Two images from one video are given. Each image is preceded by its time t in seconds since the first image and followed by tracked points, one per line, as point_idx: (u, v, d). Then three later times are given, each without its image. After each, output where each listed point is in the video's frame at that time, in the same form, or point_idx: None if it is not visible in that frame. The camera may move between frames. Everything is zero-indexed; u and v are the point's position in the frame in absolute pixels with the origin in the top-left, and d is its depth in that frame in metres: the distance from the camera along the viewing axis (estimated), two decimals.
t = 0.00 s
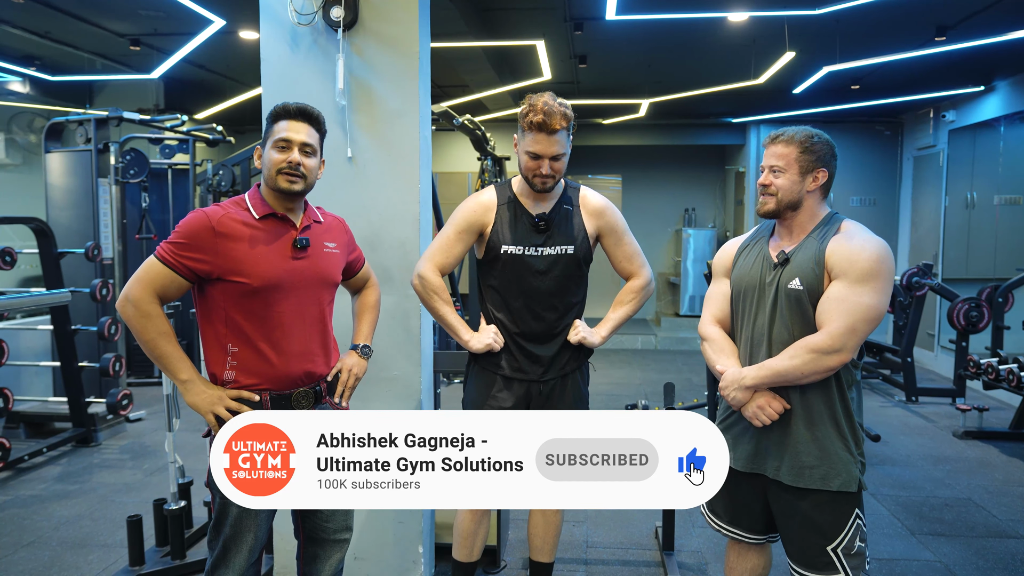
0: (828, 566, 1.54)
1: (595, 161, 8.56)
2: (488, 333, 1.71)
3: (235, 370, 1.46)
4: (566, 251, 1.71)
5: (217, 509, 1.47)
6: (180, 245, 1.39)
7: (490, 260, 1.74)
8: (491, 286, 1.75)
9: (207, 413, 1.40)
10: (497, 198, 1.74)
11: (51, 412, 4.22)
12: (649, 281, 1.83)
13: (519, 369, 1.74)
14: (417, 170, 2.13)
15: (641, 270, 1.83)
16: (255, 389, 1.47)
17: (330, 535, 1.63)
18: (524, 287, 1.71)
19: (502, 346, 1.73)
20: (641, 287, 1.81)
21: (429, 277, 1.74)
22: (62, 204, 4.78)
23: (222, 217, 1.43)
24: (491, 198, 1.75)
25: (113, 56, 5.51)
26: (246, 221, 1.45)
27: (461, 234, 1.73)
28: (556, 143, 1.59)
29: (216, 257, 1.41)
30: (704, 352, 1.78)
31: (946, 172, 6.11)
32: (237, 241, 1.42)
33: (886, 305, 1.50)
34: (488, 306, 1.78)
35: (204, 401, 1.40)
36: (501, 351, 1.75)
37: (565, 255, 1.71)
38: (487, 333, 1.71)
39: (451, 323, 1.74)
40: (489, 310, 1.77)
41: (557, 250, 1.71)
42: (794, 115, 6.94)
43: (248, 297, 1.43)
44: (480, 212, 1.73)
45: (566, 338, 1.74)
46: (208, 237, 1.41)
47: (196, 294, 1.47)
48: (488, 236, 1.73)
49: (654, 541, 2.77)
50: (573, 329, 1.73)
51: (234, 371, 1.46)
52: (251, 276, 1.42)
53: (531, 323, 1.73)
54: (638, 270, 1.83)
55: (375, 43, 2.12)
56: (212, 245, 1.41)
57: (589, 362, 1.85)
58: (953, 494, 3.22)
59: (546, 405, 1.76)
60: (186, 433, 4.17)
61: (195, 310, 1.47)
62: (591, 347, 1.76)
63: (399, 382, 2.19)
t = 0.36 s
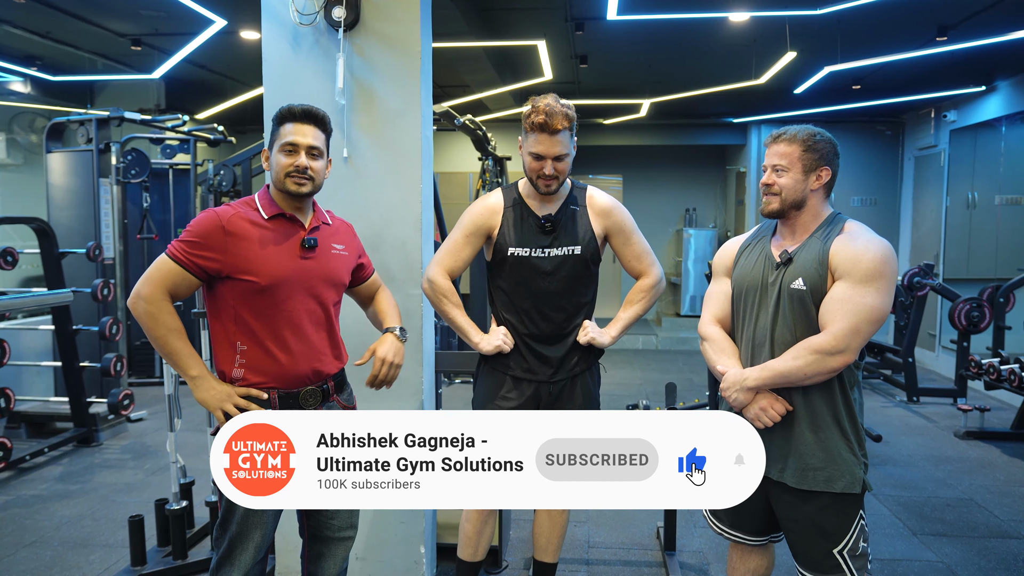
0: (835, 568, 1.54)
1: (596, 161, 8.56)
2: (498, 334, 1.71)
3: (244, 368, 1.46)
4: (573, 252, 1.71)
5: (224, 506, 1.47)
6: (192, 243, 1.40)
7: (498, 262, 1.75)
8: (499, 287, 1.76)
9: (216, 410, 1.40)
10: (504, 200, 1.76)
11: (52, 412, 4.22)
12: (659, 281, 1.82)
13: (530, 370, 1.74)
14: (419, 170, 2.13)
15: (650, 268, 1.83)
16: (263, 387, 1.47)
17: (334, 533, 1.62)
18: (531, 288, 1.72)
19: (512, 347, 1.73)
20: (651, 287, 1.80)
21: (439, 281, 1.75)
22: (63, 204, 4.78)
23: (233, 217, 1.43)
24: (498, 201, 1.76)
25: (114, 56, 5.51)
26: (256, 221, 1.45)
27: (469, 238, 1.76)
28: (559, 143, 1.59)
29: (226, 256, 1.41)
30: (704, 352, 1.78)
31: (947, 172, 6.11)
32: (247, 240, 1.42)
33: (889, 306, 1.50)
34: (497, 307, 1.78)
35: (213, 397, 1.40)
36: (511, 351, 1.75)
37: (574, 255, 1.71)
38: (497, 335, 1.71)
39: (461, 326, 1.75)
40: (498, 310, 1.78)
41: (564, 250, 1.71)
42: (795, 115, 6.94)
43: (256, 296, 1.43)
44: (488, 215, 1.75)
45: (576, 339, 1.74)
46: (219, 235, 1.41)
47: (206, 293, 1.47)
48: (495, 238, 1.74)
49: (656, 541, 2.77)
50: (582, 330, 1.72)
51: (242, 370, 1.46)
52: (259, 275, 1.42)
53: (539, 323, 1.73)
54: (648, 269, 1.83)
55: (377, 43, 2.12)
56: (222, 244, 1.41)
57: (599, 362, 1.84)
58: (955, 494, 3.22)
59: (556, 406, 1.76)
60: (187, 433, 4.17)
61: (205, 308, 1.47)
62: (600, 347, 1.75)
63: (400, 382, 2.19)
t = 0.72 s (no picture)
0: (837, 567, 1.53)
1: (597, 161, 8.56)
2: (499, 333, 1.74)
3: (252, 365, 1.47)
4: (576, 250, 1.71)
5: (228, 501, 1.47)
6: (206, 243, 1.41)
7: (500, 260, 1.77)
8: (502, 285, 1.77)
9: (256, 384, 1.35)
10: (508, 200, 1.77)
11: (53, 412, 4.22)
12: (664, 281, 1.83)
13: (531, 369, 1.74)
14: (421, 170, 2.13)
15: (654, 269, 1.83)
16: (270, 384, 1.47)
17: (338, 533, 1.62)
18: (534, 286, 1.73)
19: (513, 345, 1.74)
20: (655, 287, 1.81)
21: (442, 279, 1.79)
22: (64, 204, 4.78)
23: (243, 217, 1.45)
24: (502, 200, 1.78)
25: (115, 56, 5.51)
26: (266, 221, 1.46)
27: (473, 236, 1.78)
28: (560, 138, 1.59)
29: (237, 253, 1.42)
30: (704, 352, 1.78)
31: (949, 172, 6.11)
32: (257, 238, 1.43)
33: (890, 306, 1.50)
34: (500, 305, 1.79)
35: (257, 362, 1.35)
36: (513, 350, 1.76)
37: (576, 253, 1.71)
38: (498, 332, 1.74)
39: (464, 324, 1.80)
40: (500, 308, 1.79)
41: (568, 248, 1.71)
42: (797, 115, 6.94)
43: (265, 293, 1.44)
44: (491, 213, 1.77)
45: (578, 339, 1.74)
46: (229, 234, 1.42)
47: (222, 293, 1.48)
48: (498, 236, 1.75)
49: (657, 542, 2.76)
50: (584, 330, 1.72)
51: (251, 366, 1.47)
52: (267, 271, 1.43)
53: (540, 321, 1.73)
54: (652, 269, 1.83)
55: (379, 43, 2.12)
56: (233, 241, 1.42)
57: (602, 363, 1.83)
58: (957, 494, 3.22)
59: (557, 406, 1.76)
60: (189, 433, 4.17)
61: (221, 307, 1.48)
62: (603, 347, 1.74)
63: (402, 382, 2.19)
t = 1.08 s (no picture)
0: (834, 567, 1.53)
1: (598, 161, 8.55)
2: (492, 329, 1.74)
3: (262, 362, 1.47)
4: (573, 249, 1.72)
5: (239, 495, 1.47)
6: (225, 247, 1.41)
7: (498, 259, 1.78)
8: (498, 283, 1.78)
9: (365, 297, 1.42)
10: (507, 198, 1.80)
11: (54, 412, 4.22)
12: (662, 285, 1.81)
13: (523, 368, 1.74)
14: (422, 170, 2.13)
15: (653, 272, 1.81)
16: (281, 381, 1.48)
17: (344, 532, 1.62)
18: (529, 284, 1.74)
19: (505, 343, 1.75)
20: (653, 290, 1.79)
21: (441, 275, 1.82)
22: (65, 205, 4.77)
23: (255, 219, 1.45)
24: (502, 199, 1.81)
25: (116, 56, 5.51)
26: (277, 222, 1.47)
27: (472, 232, 1.81)
28: (544, 132, 1.63)
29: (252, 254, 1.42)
30: (704, 351, 1.78)
31: (950, 171, 6.10)
32: (269, 238, 1.44)
33: (891, 305, 1.50)
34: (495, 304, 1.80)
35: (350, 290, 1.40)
36: (505, 348, 1.76)
37: (572, 253, 1.72)
38: (491, 329, 1.75)
39: (458, 320, 1.82)
40: (496, 307, 1.80)
41: (565, 247, 1.72)
42: (797, 115, 6.94)
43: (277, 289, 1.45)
44: (491, 211, 1.80)
45: (571, 339, 1.73)
46: (243, 236, 1.42)
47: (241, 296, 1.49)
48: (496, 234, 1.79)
49: (658, 541, 2.76)
50: (578, 330, 1.72)
51: (261, 363, 1.47)
52: (279, 269, 1.44)
53: (534, 320, 1.74)
54: (650, 272, 1.81)
55: (380, 43, 2.12)
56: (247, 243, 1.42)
57: (598, 365, 1.83)
58: (958, 494, 3.22)
59: (550, 407, 1.75)
60: (189, 433, 4.17)
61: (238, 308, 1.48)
62: (597, 349, 1.75)
63: (405, 382, 2.19)
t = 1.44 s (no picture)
0: (834, 567, 1.53)
1: (598, 161, 8.55)
2: (475, 328, 1.76)
3: (280, 361, 1.47)
4: (558, 246, 1.72)
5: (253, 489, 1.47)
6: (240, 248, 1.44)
7: (484, 257, 1.80)
8: (484, 280, 1.79)
9: (299, 268, 1.29)
10: (495, 196, 1.82)
11: (54, 412, 4.22)
12: (648, 283, 1.81)
13: (508, 366, 1.75)
14: (422, 170, 2.13)
15: (638, 270, 1.81)
16: (298, 379, 1.48)
17: (352, 532, 1.62)
18: (515, 281, 1.74)
19: (489, 341, 1.75)
20: (638, 288, 1.79)
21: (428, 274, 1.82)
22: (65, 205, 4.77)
23: (272, 220, 1.48)
24: (488, 197, 1.83)
25: (117, 56, 5.51)
26: (293, 222, 1.49)
27: (458, 232, 1.82)
28: (522, 128, 1.65)
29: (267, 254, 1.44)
30: (704, 349, 1.77)
31: (950, 171, 6.10)
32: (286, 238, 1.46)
33: (893, 305, 1.50)
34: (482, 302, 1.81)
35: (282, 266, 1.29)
36: (489, 347, 1.77)
37: (558, 249, 1.72)
38: (475, 328, 1.76)
39: (444, 318, 1.81)
40: (482, 305, 1.80)
41: (550, 244, 1.73)
42: (798, 115, 6.94)
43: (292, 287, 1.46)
44: (476, 210, 1.82)
45: (558, 336, 1.74)
46: (260, 237, 1.45)
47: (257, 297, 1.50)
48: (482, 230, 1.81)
49: (659, 541, 2.76)
50: (565, 328, 1.71)
51: (279, 361, 1.47)
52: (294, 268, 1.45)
53: (519, 317, 1.74)
54: (635, 270, 1.81)
55: (380, 43, 2.12)
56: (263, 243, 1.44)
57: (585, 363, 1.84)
58: (959, 494, 3.21)
59: (537, 407, 1.75)
60: (190, 433, 4.17)
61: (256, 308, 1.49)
62: (584, 346, 1.74)
63: (406, 383, 2.19)
